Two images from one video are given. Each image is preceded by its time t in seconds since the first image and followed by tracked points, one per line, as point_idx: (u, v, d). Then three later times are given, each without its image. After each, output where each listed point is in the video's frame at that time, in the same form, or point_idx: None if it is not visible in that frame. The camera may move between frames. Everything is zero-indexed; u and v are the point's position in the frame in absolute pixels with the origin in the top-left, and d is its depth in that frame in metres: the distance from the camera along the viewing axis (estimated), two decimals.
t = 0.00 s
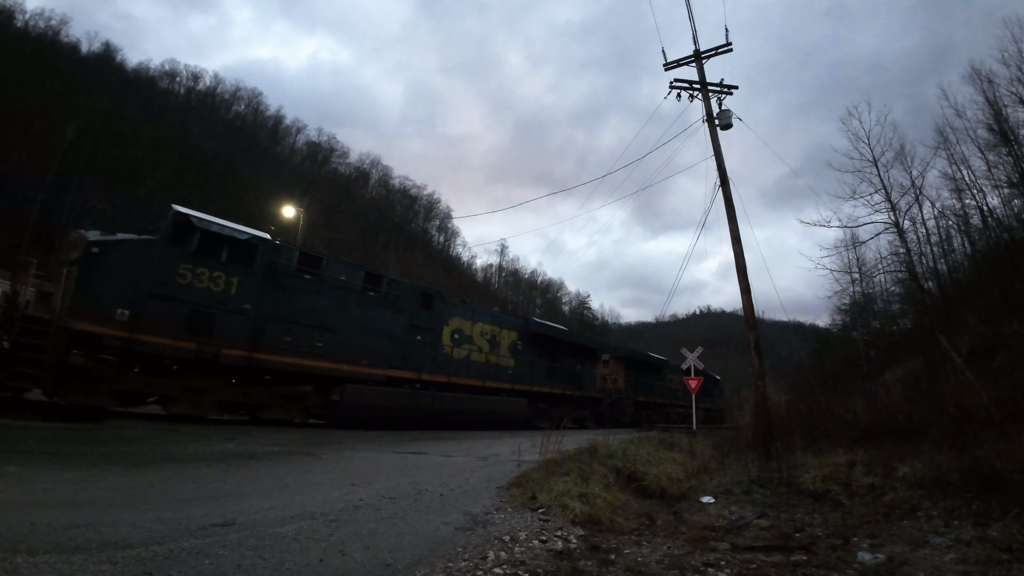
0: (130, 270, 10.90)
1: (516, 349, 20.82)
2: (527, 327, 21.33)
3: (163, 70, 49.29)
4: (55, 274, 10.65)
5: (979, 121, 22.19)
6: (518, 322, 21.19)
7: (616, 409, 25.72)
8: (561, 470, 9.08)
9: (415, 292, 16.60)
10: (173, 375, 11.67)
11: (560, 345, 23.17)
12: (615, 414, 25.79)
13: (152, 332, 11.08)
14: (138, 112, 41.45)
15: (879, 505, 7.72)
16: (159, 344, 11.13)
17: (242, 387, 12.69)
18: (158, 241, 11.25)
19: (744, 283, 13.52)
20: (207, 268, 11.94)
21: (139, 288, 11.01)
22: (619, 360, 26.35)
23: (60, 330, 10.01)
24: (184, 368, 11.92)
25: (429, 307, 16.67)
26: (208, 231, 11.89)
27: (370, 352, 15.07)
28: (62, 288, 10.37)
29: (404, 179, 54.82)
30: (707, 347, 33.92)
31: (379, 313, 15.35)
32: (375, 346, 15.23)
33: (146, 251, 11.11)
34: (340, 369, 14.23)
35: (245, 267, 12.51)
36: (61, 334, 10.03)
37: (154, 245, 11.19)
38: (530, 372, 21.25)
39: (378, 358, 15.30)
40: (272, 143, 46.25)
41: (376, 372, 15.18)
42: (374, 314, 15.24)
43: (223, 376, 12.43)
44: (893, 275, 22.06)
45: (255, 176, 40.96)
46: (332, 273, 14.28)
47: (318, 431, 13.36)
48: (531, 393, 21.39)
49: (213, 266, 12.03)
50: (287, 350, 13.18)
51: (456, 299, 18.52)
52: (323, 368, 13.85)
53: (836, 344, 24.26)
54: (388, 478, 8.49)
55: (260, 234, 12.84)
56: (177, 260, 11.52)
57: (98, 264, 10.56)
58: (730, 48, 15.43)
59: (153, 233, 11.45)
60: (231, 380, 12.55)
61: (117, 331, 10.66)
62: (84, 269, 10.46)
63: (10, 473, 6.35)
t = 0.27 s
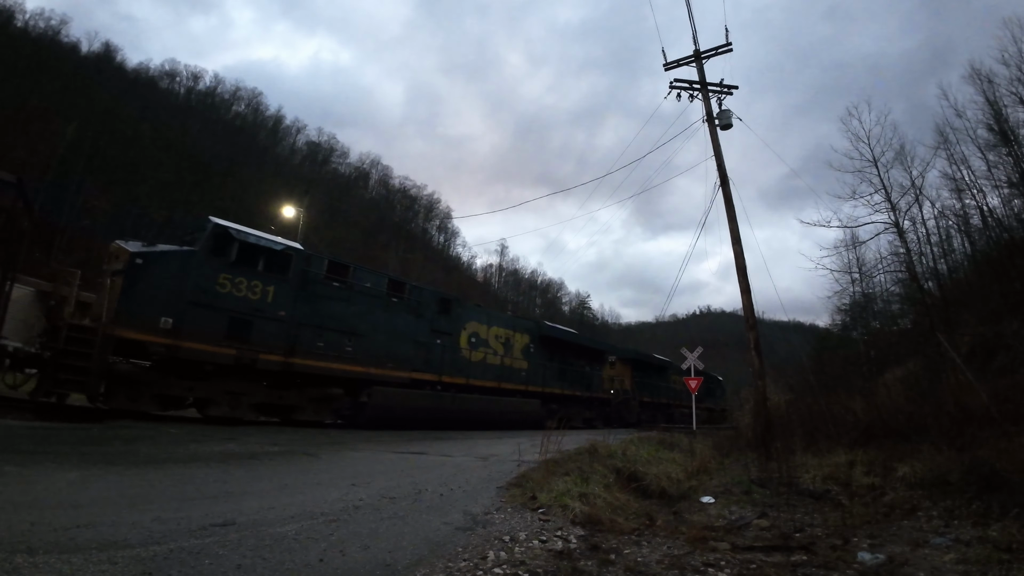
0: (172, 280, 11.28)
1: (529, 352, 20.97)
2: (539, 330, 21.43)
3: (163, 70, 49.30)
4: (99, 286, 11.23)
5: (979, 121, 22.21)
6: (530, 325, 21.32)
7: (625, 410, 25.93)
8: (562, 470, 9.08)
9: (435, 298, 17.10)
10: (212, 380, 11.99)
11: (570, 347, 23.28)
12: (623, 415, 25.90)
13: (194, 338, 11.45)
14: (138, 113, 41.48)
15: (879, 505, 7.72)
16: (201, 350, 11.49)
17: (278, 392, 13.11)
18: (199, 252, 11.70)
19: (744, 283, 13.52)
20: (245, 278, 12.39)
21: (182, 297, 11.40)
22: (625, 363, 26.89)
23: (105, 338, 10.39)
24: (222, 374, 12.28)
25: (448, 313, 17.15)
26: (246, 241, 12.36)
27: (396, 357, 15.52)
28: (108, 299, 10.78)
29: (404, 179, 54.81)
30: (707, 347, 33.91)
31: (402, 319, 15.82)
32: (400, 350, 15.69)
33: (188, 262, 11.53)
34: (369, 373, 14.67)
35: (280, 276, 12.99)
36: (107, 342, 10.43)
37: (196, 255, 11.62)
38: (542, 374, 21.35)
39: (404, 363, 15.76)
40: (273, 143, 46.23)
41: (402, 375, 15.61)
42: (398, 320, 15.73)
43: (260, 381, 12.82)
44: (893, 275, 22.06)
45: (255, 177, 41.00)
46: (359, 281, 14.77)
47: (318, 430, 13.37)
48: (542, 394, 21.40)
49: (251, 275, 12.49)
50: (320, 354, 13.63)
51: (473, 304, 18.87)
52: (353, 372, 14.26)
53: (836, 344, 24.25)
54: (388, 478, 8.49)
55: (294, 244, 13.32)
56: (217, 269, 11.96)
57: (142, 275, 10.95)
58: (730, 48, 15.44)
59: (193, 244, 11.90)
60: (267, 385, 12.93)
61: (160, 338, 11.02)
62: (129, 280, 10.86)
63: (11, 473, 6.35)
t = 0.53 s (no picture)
0: (213, 288, 12.25)
1: (540, 354, 21.64)
2: (549, 333, 22.10)
3: (163, 70, 49.24)
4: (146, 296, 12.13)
5: (979, 121, 22.21)
6: (541, 329, 22.04)
7: (630, 412, 25.83)
8: (561, 470, 9.09)
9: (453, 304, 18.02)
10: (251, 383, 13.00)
11: (579, 350, 23.85)
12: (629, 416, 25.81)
13: (234, 344, 12.40)
14: (138, 113, 41.48)
15: (879, 506, 7.72)
16: (240, 355, 12.44)
17: (311, 395, 14.04)
18: (238, 262, 12.70)
19: (744, 283, 13.53)
20: (279, 286, 13.41)
21: (222, 305, 12.37)
22: (630, 364, 26.93)
23: (151, 344, 11.23)
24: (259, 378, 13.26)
25: (466, 317, 18.08)
26: (280, 252, 13.41)
27: (418, 360, 16.52)
28: (152, 308, 11.65)
29: (404, 179, 54.77)
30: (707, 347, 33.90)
31: (423, 324, 16.82)
32: (421, 353, 16.69)
33: (228, 272, 12.52)
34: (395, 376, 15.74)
35: (311, 285, 14.02)
36: (152, 348, 11.26)
37: (235, 265, 12.62)
38: (552, 376, 21.93)
39: (426, 365, 16.75)
40: (272, 143, 46.21)
41: (424, 377, 16.61)
42: (421, 325, 16.73)
43: (295, 385, 13.79)
44: (893, 275, 22.06)
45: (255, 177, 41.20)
46: (384, 288, 15.80)
47: (318, 430, 13.37)
48: (552, 395, 21.93)
49: (285, 284, 13.53)
50: (349, 359, 14.63)
51: (486, 308, 19.71)
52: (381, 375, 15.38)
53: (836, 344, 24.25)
54: (388, 478, 8.49)
55: (324, 255, 14.36)
56: (255, 279, 12.99)
57: (184, 284, 11.85)
58: (730, 48, 15.44)
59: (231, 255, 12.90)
60: (303, 390, 13.91)
61: (203, 344, 11.94)
62: (172, 289, 11.77)
63: (10, 473, 6.34)
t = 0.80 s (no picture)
0: (252, 296, 12.69)
1: (552, 356, 22.09)
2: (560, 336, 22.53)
3: (163, 70, 49.21)
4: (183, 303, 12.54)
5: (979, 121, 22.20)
6: (552, 332, 22.51)
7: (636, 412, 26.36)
8: (562, 470, 9.09)
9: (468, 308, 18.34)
10: (287, 386, 13.67)
11: (588, 351, 24.23)
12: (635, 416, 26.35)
13: (271, 350, 12.94)
14: (138, 113, 41.49)
15: (878, 505, 7.72)
16: (277, 360, 12.99)
17: (341, 396, 14.66)
18: (274, 271, 13.14)
19: (744, 283, 13.52)
20: (313, 294, 13.91)
21: (260, 313, 12.84)
22: (636, 365, 27.36)
23: (194, 352, 11.71)
24: (294, 381, 13.91)
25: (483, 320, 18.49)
26: (313, 261, 13.90)
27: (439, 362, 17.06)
28: (194, 316, 12.06)
29: (404, 179, 54.72)
30: (707, 347, 33.88)
31: (446, 328, 17.32)
32: (443, 357, 17.22)
33: (266, 281, 12.97)
34: (419, 379, 16.32)
35: (342, 292, 14.57)
36: (194, 355, 11.75)
37: (272, 275, 13.07)
38: (563, 377, 22.41)
39: (447, 367, 17.30)
40: (272, 143, 46.19)
41: (445, 379, 17.19)
42: (442, 329, 17.22)
43: (326, 387, 14.41)
44: (893, 275, 22.04)
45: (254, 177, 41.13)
46: (408, 293, 16.28)
47: (318, 430, 13.38)
48: (563, 395, 22.42)
49: (318, 291, 14.03)
50: (378, 361, 15.19)
51: (501, 312, 20.10)
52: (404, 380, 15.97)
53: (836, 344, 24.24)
54: (388, 478, 8.49)
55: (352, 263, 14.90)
56: (290, 287, 13.47)
57: (225, 293, 12.20)
58: (730, 48, 15.43)
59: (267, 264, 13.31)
60: (334, 391, 14.54)
61: (242, 350, 12.45)
62: (214, 298, 12.14)
63: (10, 473, 6.34)
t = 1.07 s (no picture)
0: (288, 304, 13.25)
1: (563, 358, 22.51)
2: (571, 339, 22.92)
3: (163, 70, 49.19)
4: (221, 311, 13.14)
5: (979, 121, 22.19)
6: (563, 335, 22.91)
7: (642, 412, 26.69)
8: (561, 470, 9.08)
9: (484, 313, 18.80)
10: (319, 389, 14.20)
11: (597, 353, 24.58)
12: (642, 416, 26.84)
13: (306, 355, 13.48)
14: (138, 113, 41.50)
15: (879, 506, 7.72)
16: (311, 364, 13.52)
17: (369, 399, 15.29)
18: (309, 280, 13.68)
19: (744, 283, 13.51)
20: (344, 301, 14.45)
21: (296, 320, 13.38)
22: (643, 366, 27.56)
23: (235, 356, 12.26)
24: (325, 384, 14.44)
25: (500, 324, 18.96)
26: (344, 269, 14.44)
27: (458, 365, 17.57)
28: (233, 324, 12.64)
29: (404, 179, 54.67)
30: (708, 347, 33.86)
31: (464, 332, 17.87)
32: (462, 360, 17.79)
33: (301, 289, 13.51)
34: (438, 381, 16.84)
35: (371, 299, 15.07)
36: (234, 360, 12.30)
37: (306, 283, 13.63)
38: (573, 379, 22.80)
39: (466, 370, 17.85)
40: (272, 143, 46.18)
41: (464, 381, 17.75)
42: (461, 333, 17.79)
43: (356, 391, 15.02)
44: (893, 275, 22.03)
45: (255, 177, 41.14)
46: (429, 298, 16.79)
47: (318, 430, 13.37)
48: (573, 396, 22.84)
49: (348, 298, 14.55)
50: (402, 365, 15.75)
51: (515, 316, 20.55)
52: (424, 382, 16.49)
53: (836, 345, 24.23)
54: (388, 478, 8.48)
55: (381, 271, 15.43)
56: (323, 294, 14.00)
57: (262, 301, 12.91)
58: (730, 48, 15.43)
59: (300, 273, 13.85)
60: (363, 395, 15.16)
61: (279, 356, 13.00)
62: (252, 306, 12.79)
63: (10, 473, 6.34)
